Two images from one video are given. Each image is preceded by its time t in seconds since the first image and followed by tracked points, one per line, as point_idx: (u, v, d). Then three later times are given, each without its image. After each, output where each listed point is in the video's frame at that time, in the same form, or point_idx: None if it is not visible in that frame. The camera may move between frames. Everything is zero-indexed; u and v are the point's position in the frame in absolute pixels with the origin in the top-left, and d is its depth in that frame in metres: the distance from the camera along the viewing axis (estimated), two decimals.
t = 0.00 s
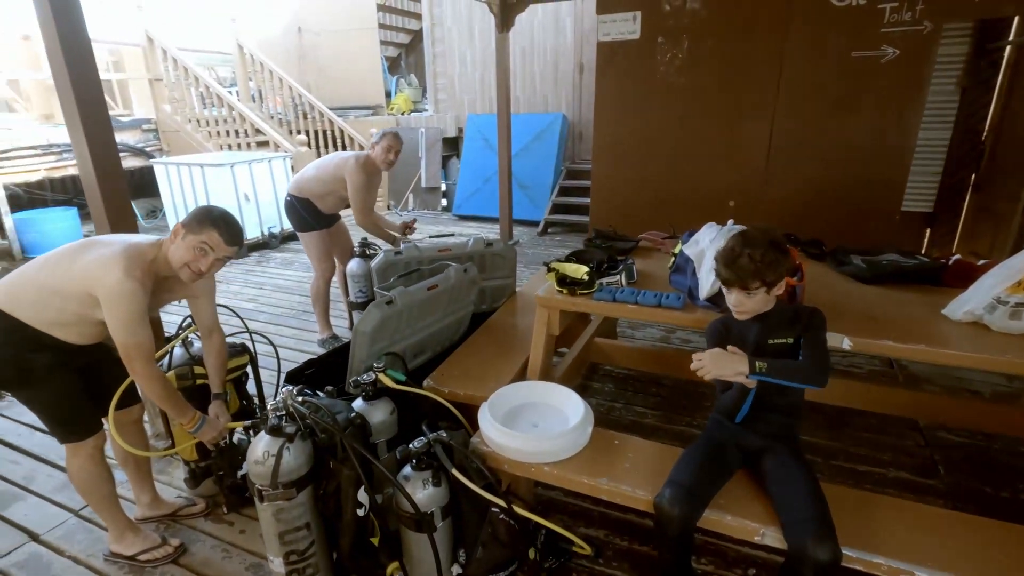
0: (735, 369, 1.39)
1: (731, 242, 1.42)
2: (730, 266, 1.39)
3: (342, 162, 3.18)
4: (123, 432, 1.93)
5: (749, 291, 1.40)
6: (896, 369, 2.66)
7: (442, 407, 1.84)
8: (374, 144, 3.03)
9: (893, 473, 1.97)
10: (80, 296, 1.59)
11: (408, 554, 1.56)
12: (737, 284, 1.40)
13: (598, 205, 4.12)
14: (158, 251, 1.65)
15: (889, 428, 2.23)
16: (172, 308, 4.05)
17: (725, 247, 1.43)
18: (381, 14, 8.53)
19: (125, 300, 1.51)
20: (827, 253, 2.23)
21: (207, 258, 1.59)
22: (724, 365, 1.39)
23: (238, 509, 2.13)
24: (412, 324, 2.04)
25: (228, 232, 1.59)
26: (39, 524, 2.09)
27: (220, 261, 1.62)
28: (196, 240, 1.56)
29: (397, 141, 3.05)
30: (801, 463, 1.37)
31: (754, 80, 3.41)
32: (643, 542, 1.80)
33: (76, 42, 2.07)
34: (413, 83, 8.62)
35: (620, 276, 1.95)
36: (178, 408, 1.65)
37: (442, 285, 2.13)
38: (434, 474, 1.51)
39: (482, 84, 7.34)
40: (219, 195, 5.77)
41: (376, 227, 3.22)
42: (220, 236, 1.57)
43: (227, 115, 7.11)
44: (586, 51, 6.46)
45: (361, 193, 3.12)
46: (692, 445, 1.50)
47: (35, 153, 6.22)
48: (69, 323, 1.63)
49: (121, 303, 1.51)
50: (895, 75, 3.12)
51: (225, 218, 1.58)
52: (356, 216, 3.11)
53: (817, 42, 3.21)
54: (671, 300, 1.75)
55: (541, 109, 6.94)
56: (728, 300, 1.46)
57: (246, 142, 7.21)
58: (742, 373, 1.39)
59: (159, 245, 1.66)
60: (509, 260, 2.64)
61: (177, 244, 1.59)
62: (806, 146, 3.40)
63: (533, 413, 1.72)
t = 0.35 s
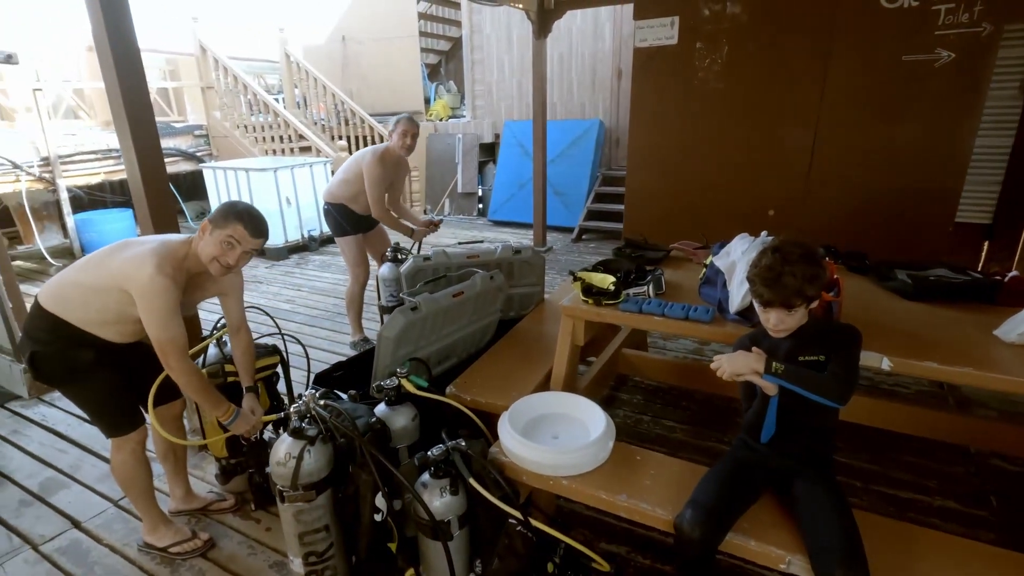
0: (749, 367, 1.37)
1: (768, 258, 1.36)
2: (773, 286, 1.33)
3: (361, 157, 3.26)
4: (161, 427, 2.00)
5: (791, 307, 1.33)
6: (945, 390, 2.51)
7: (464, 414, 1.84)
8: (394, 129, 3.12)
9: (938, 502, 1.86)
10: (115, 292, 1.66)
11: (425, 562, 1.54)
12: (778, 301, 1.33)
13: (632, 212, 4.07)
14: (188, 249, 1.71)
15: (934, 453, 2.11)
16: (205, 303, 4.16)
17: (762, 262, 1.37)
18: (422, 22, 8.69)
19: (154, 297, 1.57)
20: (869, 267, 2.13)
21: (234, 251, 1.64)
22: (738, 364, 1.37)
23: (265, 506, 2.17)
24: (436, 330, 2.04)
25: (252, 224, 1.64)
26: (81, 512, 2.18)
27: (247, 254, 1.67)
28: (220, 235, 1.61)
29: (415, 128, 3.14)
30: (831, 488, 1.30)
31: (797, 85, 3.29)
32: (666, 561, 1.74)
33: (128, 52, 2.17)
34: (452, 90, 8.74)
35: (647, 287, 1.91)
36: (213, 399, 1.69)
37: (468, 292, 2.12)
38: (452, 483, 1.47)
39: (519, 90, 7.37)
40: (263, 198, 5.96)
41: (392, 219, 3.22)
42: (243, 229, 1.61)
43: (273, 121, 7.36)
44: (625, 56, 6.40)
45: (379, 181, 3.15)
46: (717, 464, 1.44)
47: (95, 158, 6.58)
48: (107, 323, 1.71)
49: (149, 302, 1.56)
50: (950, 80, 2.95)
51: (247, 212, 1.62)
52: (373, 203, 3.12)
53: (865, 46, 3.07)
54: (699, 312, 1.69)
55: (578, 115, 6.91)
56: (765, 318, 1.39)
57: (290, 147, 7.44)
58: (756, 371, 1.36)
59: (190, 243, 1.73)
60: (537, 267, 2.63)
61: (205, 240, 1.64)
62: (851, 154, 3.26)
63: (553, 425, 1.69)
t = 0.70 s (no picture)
0: (773, 385, 1.32)
1: (800, 265, 1.32)
2: (807, 293, 1.29)
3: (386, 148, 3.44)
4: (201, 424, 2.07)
5: (825, 316, 1.29)
6: (995, 409, 2.39)
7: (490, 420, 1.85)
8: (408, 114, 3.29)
9: (983, 528, 1.77)
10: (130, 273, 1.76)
11: (447, 565, 1.55)
12: (812, 309, 1.29)
13: (667, 219, 4.03)
14: (195, 221, 1.80)
15: (981, 476, 2.01)
16: (243, 299, 4.29)
17: (796, 267, 1.32)
18: (460, 29, 8.80)
19: (166, 265, 1.66)
20: (912, 279, 2.05)
21: (240, 208, 1.73)
22: (761, 382, 1.33)
23: (296, 503, 2.22)
24: (465, 334, 2.06)
25: (250, 180, 1.73)
26: (124, 500, 2.27)
27: (254, 211, 1.76)
28: (225, 196, 1.70)
29: (429, 112, 3.26)
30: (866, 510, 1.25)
31: (839, 89, 3.20)
32: None
33: (178, 62, 2.27)
34: (488, 95, 8.82)
35: (678, 296, 1.88)
36: (170, 385, 1.68)
37: (497, 296, 2.14)
38: (475, 487, 1.48)
39: (555, 95, 7.38)
40: (302, 202, 6.13)
41: (411, 205, 3.31)
42: (244, 186, 1.70)
43: (314, 127, 7.57)
44: (661, 61, 6.33)
45: (396, 165, 3.28)
46: (745, 480, 1.41)
47: (147, 162, 6.90)
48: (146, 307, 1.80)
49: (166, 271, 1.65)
50: (1005, 84, 2.81)
51: (245, 169, 1.71)
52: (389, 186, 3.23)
53: (912, 49, 2.96)
54: (730, 323, 1.65)
55: (614, 120, 6.87)
56: (796, 325, 1.35)
57: (330, 152, 7.63)
58: (782, 389, 1.31)
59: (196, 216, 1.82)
60: (567, 273, 2.62)
61: (210, 204, 1.74)
62: (897, 161, 3.14)
63: (577, 434, 1.68)
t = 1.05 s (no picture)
0: (824, 409, 1.28)
1: (835, 278, 1.27)
2: (846, 306, 1.25)
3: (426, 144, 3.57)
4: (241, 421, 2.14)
5: (866, 328, 1.25)
6: None
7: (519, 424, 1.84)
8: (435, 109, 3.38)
9: None
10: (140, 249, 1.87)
11: (475, 567, 1.55)
12: (852, 323, 1.25)
13: (703, 224, 3.96)
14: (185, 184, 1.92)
15: None
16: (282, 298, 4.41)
17: (831, 279, 1.28)
18: (496, 34, 8.87)
19: (157, 213, 1.76)
20: (963, 290, 1.96)
21: (215, 141, 1.83)
22: (813, 407, 1.29)
23: (329, 499, 2.26)
24: (496, 337, 2.07)
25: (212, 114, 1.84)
26: (167, 489, 2.36)
27: (230, 139, 1.85)
28: (196, 134, 1.81)
29: (451, 108, 3.30)
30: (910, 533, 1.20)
31: (886, 93, 3.10)
32: None
33: (225, 70, 2.37)
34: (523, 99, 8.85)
35: (713, 304, 1.83)
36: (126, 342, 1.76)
37: (528, 301, 2.14)
38: (503, 491, 1.47)
39: (590, 99, 7.35)
40: (340, 204, 6.27)
41: (439, 198, 3.39)
42: (209, 117, 1.81)
43: (352, 130, 7.74)
44: (700, 64, 6.24)
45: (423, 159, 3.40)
46: (782, 494, 1.37)
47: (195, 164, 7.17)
48: (168, 277, 1.91)
49: (150, 217, 1.75)
50: None
51: (205, 106, 1.84)
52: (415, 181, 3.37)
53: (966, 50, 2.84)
54: (767, 332, 1.61)
55: (649, 124, 6.81)
56: (835, 338, 1.31)
57: (367, 155, 7.78)
58: (834, 414, 1.28)
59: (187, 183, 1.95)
60: (599, 278, 2.60)
61: (191, 153, 1.86)
62: (948, 167, 3.02)
63: (607, 440, 1.66)
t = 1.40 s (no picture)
0: (882, 448, 1.23)
1: (887, 286, 1.24)
2: (899, 316, 1.20)
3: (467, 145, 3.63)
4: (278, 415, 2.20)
5: (920, 339, 1.21)
6: None
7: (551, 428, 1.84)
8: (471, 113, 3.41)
9: None
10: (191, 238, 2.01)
11: (505, 569, 1.55)
12: (906, 333, 1.21)
13: (741, 230, 3.88)
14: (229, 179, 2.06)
15: None
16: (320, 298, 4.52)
17: (882, 287, 1.25)
18: (534, 38, 8.89)
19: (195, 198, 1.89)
20: (1020, 303, 1.87)
21: (244, 128, 1.93)
22: (871, 445, 1.24)
23: (362, 496, 2.30)
24: (529, 341, 2.07)
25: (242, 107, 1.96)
26: (209, 480, 2.44)
27: (256, 126, 1.95)
28: (225, 124, 1.93)
29: (487, 111, 3.32)
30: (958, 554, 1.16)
31: (939, 95, 2.98)
32: None
33: (272, 77, 2.45)
34: (559, 103, 8.85)
35: (751, 312, 1.79)
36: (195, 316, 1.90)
37: (561, 304, 2.13)
38: (533, 494, 1.47)
39: (627, 102, 7.30)
40: (377, 206, 6.38)
41: (475, 200, 3.44)
42: (235, 107, 1.92)
43: (391, 134, 7.88)
44: (741, 66, 6.12)
45: (459, 163, 3.46)
46: (820, 511, 1.32)
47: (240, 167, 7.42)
48: (217, 260, 1.99)
49: (191, 202, 1.89)
50: None
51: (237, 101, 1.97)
52: (453, 187, 3.45)
53: None
54: (808, 342, 1.57)
55: (688, 128, 6.71)
56: (886, 351, 1.27)
57: (405, 158, 7.90)
58: (894, 451, 1.22)
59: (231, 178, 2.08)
60: (634, 283, 2.58)
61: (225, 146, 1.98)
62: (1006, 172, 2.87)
63: (638, 447, 1.64)
